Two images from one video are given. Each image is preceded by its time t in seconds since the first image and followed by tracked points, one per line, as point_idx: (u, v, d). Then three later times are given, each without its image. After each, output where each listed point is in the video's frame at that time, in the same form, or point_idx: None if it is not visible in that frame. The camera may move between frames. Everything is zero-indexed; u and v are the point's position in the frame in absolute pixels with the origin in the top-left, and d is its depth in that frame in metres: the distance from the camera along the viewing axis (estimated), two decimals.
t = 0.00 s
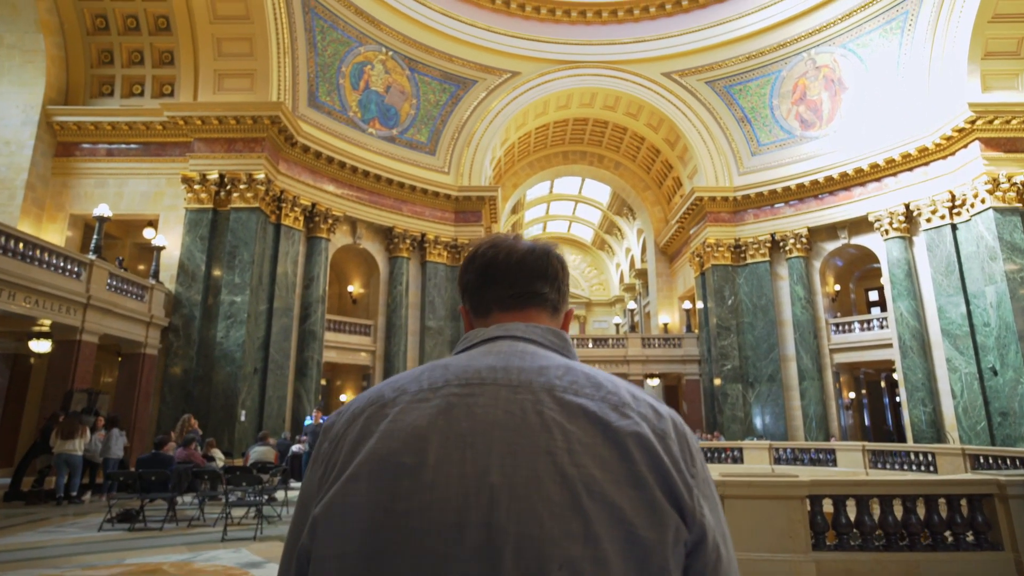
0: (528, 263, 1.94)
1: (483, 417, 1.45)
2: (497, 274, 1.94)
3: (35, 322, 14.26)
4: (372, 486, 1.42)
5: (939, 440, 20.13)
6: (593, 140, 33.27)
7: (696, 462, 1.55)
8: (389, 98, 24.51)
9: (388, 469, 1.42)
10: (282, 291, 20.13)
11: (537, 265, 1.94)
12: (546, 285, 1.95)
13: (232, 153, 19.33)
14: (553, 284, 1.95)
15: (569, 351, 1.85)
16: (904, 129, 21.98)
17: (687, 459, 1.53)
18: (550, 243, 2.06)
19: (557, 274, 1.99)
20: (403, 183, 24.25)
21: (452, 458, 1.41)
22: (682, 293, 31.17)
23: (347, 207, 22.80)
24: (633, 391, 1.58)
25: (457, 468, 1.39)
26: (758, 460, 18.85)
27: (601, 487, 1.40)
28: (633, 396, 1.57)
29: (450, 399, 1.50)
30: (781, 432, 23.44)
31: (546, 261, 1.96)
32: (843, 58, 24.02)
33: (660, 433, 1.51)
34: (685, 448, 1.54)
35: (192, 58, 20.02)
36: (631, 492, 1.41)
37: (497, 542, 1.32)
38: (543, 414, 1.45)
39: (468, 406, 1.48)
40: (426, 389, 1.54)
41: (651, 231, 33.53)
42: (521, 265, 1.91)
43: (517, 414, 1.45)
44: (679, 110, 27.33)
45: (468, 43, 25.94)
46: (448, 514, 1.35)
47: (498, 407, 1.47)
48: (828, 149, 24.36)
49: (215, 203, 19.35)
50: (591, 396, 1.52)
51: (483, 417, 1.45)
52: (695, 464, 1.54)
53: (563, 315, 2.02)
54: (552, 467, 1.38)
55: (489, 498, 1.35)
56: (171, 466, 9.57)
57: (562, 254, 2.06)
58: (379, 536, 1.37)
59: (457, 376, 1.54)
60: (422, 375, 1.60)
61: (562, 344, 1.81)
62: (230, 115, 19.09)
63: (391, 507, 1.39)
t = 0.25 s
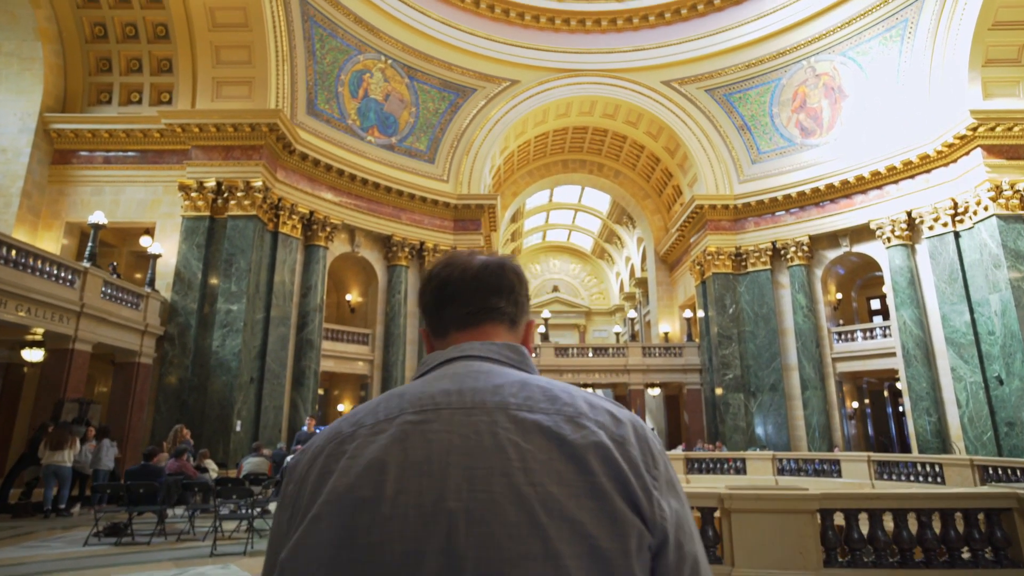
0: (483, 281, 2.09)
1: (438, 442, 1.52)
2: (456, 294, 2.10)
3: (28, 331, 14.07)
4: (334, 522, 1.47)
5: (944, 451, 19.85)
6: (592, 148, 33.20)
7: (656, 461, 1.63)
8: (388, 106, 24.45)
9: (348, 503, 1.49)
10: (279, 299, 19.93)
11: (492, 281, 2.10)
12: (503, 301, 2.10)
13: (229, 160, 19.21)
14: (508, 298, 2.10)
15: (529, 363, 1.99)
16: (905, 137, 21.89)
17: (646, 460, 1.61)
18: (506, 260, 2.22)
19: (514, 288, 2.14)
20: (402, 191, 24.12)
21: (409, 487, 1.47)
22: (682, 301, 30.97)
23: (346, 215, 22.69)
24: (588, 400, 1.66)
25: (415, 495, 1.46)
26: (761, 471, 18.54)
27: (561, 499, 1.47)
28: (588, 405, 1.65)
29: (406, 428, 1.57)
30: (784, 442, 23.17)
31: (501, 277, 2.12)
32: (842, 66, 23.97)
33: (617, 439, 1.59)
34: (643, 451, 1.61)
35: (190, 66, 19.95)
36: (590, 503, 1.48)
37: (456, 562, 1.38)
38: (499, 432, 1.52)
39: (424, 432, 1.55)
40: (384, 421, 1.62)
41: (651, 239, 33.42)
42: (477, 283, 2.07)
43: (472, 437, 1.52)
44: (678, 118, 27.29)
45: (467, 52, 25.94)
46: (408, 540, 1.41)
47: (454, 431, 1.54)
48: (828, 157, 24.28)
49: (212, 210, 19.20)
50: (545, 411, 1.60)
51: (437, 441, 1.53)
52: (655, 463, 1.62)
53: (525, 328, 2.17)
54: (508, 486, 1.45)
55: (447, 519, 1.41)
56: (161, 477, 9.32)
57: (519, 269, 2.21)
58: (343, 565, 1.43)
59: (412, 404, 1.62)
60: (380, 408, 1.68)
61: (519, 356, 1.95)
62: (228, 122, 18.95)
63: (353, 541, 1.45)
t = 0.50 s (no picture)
0: (456, 288, 2.00)
1: (400, 460, 1.48)
2: (430, 301, 2.01)
3: (21, 340, 13.86)
4: (291, 542, 1.44)
5: (950, 462, 19.58)
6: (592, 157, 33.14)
7: (626, 475, 1.59)
8: (387, 114, 24.39)
9: (308, 522, 1.45)
10: (277, 309, 19.73)
11: (467, 288, 2.01)
12: (479, 308, 2.01)
13: (227, 169, 19.10)
14: (484, 304, 2.01)
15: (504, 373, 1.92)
16: (906, 144, 21.79)
17: (615, 477, 1.56)
18: (481, 263, 2.13)
19: (489, 293, 2.05)
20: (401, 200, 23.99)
21: (369, 505, 1.44)
22: (683, 311, 30.77)
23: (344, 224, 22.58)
24: (557, 414, 1.61)
25: (374, 516, 1.42)
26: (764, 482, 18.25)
27: (524, 522, 1.42)
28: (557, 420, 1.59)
29: (368, 445, 1.52)
30: (787, 452, 22.89)
31: (475, 282, 2.03)
32: (842, 74, 23.93)
33: (587, 459, 1.53)
34: (612, 467, 1.57)
35: (189, 73, 19.87)
36: (554, 525, 1.44)
37: None
38: (462, 452, 1.47)
39: (385, 450, 1.50)
40: (346, 436, 1.57)
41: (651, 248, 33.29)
42: (450, 289, 1.98)
43: (435, 455, 1.47)
44: (678, 126, 27.25)
45: (466, 61, 25.94)
46: (367, 562, 1.38)
47: (416, 448, 1.49)
48: (829, 165, 24.18)
49: (209, 219, 19.06)
50: (512, 427, 1.54)
51: (399, 460, 1.48)
52: (625, 479, 1.58)
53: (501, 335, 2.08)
54: (469, 509, 1.41)
55: (406, 541, 1.38)
56: (151, 490, 9.09)
57: (494, 272, 2.12)
58: None
59: (376, 419, 1.57)
60: (344, 423, 1.62)
61: (493, 367, 1.87)
62: (226, 130, 18.83)
63: (312, 562, 1.41)
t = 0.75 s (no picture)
0: (457, 297, 1.91)
1: (401, 478, 1.38)
2: (429, 310, 1.91)
3: (16, 349, 13.66)
4: (283, 561, 1.33)
5: (957, 472, 19.32)
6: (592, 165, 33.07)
7: (635, 497, 1.51)
8: (387, 122, 24.33)
9: (302, 539, 1.34)
10: (275, 317, 19.57)
11: (468, 297, 1.91)
12: (480, 318, 1.91)
13: (226, 176, 19.03)
14: (484, 316, 1.91)
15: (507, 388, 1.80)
16: (909, 151, 21.68)
17: (625, 499, 1.49)
18: (482, 273, 2.04)
19: (491, 304, 1.96)
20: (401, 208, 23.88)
21: (370, 525, 1.33)
22: (684, 319, 30.57)
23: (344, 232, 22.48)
24: (565, 431, 1.52)
25: (375, 536, 1.32)
26: (768, 493, 17.93)
27: (534, 546, 1.34)
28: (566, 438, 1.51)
29: (367, 459, 1.41)
30: (791, 463, 22.61)
31: (477, 292, 1.93)
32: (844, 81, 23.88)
33: (598, 479, 1.45)
34: (622, 487, 1.49)
35: (188, 80, 19.85)
36: (565, 551, 1.35)
37: None
38: (468, 471, 1.37)
39: (387, 465, 1.40)
40: (343, 448, 1.45)
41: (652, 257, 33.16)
42: (451, 298, 1.89)
43: (439, 473, 1.37)
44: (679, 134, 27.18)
45: (467, 69, 25.94)
46: None
47: (418, 464, 1.39)
48: (832, 172, 24.06)
49: (208, 226, 18.97)
50: (520, 444, 1.45)
51: (400, 478, 1.37)
52: (634, 501, 1.50)
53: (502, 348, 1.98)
54: (476, 531, 1.32)
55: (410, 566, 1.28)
56: (143, 501, 8.89)
57: (496, 283, 2.04)
58: None
59: (375, 432, 1.46)
60: (339, 433, 1.51)
61: (495, 380, 1.76)
62: (225, 138, 18.79)
63: None
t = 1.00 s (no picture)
0: (475, 321, 2.00)
1: (435, 506, 1.42)
2: (449, 330, 1.99)
3: (11, 357, 13.49)
4: None
5: (966, 483, 18.98)
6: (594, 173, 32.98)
7: (649, 543, 1.64)
8: (388, 130, 24.27)
9: (331, 565, 1.36)
10: (274, 326, 19.38)
11: (485, 321, 2.01)
12: (496, 343, 2.00)
13: (225, 183, 18.89)
14: (501, 341, 2.01)
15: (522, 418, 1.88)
16: (912, 159, 21.56)
17: (642, 543, 1.61)
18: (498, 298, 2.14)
19: (506, 330, 2.05)
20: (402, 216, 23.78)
21: (401, 553, 1.37)
22: (687, 328, 30.36)
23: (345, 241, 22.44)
24: (590, 471, 1.63)
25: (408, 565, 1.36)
26: (774, 505, 17.64)
27: None
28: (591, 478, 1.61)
29: (398, 484, 1.45)
30: (796, 473, 22.28)
31: (494, 317, 2.03)
32: (845, 89, 23.82)
33: (623, 521, 1.57)
34: (640, 531, 1.61)
35: (188, 87, 19.78)
36: None
37: None
38: (506, 505, 1.45)
39: (420, 493, 1.44)
40: (372, 470, 1.49)
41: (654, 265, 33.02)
42: (471, 320, 1.98)
43: (475, 505, 1.44)
44: (681, 142, 27.13)
45: (468, 77, 25.94)
46: None
47: (453, 494, 1.45)
48: (834, 180, 23.95)
49: (207, 234, 18.83)
50: (552, 481, 1.53)
51: (434, 505, 1.42)
52: (647, 546, 1.63)
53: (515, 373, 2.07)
54: (513, 565, 1.39)
55: None
56: (135, 514, 8.69)
57: (511, 307, 2.14)
58: None
59: (404, 457, 1.50)
60: (365, 454, 1.54)
61: (512, 406, 1.84)
62: (225, 145, 18.67)
63: None
